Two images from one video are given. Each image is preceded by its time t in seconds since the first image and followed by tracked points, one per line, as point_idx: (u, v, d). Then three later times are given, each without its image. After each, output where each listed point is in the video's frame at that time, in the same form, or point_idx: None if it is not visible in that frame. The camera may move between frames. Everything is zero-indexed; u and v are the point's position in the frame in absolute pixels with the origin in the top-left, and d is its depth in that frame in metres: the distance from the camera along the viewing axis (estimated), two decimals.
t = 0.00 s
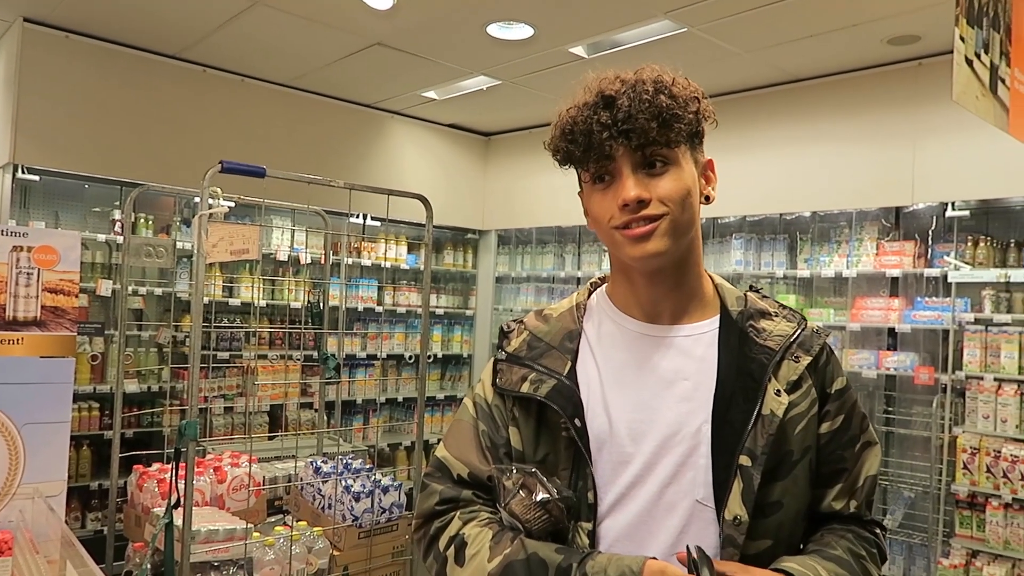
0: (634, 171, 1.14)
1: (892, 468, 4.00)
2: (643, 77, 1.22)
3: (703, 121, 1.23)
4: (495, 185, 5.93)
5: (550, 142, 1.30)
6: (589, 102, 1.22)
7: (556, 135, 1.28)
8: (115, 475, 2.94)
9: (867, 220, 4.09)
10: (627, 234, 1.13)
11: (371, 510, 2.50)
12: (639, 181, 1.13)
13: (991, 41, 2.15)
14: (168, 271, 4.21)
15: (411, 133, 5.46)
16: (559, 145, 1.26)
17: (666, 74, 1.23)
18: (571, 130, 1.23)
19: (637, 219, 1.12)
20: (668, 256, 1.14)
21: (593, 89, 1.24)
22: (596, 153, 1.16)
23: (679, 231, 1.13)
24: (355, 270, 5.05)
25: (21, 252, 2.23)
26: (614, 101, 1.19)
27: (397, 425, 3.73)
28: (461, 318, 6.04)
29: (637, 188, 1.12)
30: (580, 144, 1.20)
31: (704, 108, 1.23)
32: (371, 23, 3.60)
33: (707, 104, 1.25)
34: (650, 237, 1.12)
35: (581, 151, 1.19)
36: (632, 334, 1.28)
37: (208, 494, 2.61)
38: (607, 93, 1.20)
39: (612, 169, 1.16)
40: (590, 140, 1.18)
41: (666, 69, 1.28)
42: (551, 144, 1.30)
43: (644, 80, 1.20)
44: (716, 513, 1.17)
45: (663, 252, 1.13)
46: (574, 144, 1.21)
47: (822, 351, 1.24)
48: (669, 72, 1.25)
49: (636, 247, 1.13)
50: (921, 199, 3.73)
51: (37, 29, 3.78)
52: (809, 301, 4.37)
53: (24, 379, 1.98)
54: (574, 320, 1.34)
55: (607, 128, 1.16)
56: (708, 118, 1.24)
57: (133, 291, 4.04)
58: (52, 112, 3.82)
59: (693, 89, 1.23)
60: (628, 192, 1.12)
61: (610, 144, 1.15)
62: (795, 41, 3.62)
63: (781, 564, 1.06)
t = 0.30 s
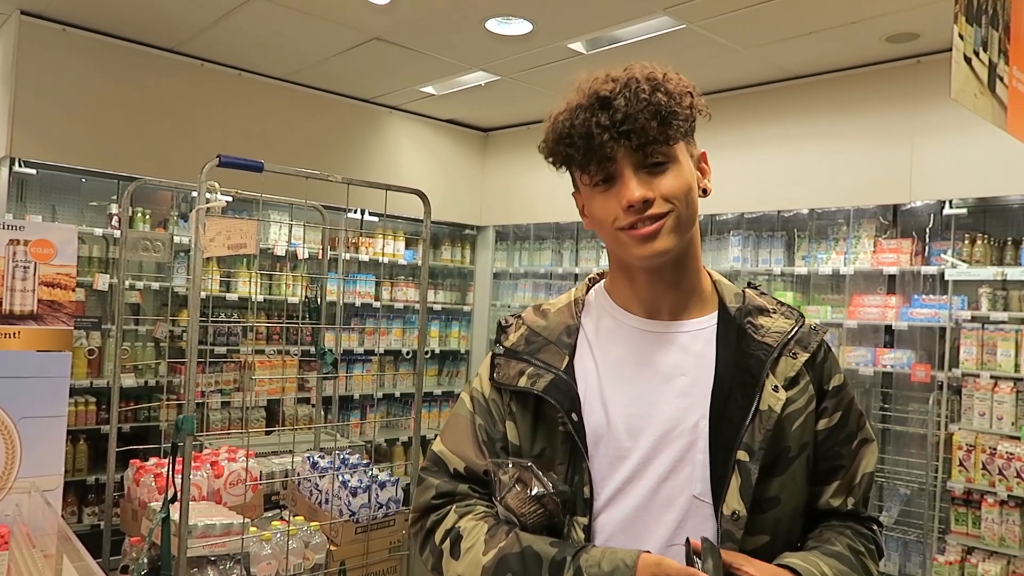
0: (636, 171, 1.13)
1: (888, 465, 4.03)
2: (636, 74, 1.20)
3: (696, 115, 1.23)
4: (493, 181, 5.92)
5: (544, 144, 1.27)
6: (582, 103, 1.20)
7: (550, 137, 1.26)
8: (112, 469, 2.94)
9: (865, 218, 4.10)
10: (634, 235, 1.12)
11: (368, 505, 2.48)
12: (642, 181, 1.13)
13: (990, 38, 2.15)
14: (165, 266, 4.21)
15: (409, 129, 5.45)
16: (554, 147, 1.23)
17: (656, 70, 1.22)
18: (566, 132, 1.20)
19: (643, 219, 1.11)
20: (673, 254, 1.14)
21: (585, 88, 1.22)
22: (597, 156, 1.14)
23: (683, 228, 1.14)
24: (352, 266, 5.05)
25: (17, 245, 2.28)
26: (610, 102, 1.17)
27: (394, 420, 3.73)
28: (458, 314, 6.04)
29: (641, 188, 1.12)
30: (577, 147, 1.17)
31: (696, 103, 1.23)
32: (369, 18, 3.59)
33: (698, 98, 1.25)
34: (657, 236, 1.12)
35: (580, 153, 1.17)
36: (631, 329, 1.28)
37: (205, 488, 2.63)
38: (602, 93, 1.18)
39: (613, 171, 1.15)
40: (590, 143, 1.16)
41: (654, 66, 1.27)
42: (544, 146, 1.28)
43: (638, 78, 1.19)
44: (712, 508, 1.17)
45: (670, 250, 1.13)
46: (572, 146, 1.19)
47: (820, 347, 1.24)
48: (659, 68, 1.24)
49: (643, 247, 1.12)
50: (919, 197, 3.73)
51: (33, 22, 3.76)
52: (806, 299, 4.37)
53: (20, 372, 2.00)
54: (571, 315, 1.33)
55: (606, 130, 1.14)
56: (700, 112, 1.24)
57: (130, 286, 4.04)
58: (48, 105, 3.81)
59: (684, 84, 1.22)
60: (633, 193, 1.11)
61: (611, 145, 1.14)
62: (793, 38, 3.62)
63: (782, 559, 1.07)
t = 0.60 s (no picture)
0: (625, 173, 1.12)
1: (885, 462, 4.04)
2: (618, 74, 1.18)
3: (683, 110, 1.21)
4: (490, 178, 5.92)
5: (531, 149, 1.25)
6: (566, 108, 1.18)
7: (536, 141, 1.24)
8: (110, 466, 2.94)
9: (862, 215, 4.10)
10: (627, 237, 1.12)
11: (364, 502, 2.48)
12: (632, 184, 1.11)
13: (988, 36, 2.15)
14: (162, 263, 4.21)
15: (407, 126, 5.45)
16: (541, 152, 1.22)
17: (639, 67, 1.20)
18: (552, 139, 1.18)
19: (635, 221, 1.10)
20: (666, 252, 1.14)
21: (568, 92, 1.20)
22: (585, 162, 1.12)
23: (675, 226, 1.13)
24: (350, 263, 5.05)
25: (14, 241, 2.32)
26: (594, 105, 1.15)
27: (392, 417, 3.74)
28: (456, 312, 6.04)
29: (631, 192, 1.11)
30: (564, 152, 1.16)
31: (681, 98, 1.20)
32: (367, 14, 3.59)
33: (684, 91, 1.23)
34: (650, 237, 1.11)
35: (568, 159, 1.15)
36: (628, 325, 1.28)
37: (202, 485, 2.63)
38: (585, 98, 1.16)
39: (602, 174, 1.14)
40: (577, 148, 1.14)
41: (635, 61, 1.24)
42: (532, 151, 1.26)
43: (621, 78, 1.16)
44: (707, 504, 1.17)
45: (663, 250, 1.13)
46: (559, 153, 1.17)
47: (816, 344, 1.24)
48: (642, 64, 1.22)
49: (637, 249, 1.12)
50: (917, 194, 3.73)
51: (30, 18, 3.75)
52: (803, 296, 4.38)
53: (16, 369, 2.00)
54: (568, 311, 1.33)
55: (592, 135, 1.12)
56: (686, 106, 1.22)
57: (127, 282, 4.04)
58: (45, 102, 3.80)
59: (669, 79, 1.20)
60: (623, 196, 1.10)
61: (598, 150, 1.12)
62: (792, 35, 3.62)
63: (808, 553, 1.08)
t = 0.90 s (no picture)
0: (621, 171, 1.12)
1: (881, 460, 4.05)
2: (624, 71, 1.18)
3: (685, 113, 1.20)
4: (487, 177, 5.92)
5: (532, 139, 1.26)
6: (570, 101, 1.18)
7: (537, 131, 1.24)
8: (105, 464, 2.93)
9: (859, 215, 4.11)
10: (618, 235, 1.11)
11: (361, 500, 2.48)
12: (628, 182, 1.11)
13: (984, 35, 2.16)
14: (158, 261, 4.20)
15: (403, 124, 5.44)
16: (541, 144, 1.22)
17: (646, 66, 1.20)
18: (553, 130, 1.19)
19: (627, 218, 1.10)
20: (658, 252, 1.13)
21: (574, 85, 1.20)
22: (582, 155, 1.12)
23: (669, 228, 1.12)
24: (346, 261, 5.04)
25: (11, 239, 2.38)
26: (596, 100, 1.15)
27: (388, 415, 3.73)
28: (453, 310, 6.04)
29: (626, 189, 1.10)
30: (563, 145, 1.16)
31: (684, 102, 1.20)
32: (364, 12, 3.58)
33: (688, 94, 1.23)
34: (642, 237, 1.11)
35: (567, 152, 1.15)
36: (622, 325, 1.28)
37: (199, 483, 2.62)
38: (589, 92, 1.16)
39: (599, 170, 1.14)
40: (575, 141, 1.14)
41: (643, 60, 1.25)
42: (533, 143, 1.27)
43: (626, 76, 1.17)
44: (702, 503, 1.18)
45: (654, 250, 1.11)
46: (558, 145, 1.17)
47: (809, 342, 1.25)
48: (649, 63, 1.22)
49: (629, 246, 1.11)
50: (912, 193, 3.74)
51: (25, 15, 3.74)
52: (800, 295, 4.38)
53: (12, 367, 2.00)
54: (562, 310, 1.33)
55: (591, 129, 1.12)
56: (689, 109, 1.21)
57: (123, 280, 4.03)
58: (40, 98, 3.78)
59: (675, 81, 1.21)
60: (617, 194, 1.10)
61: (597, 146, 1.12)
62: (788, 34, 3.62)
63: (821, 557, 1.06)
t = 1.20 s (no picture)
0: (631, 205, 1.07)
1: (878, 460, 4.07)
2: (609, 95, 1.10)
3: (672, 118, 1.16)
4: (486, 175, 5.92)
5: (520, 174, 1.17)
6: (559, 137, 1.09)
7: (527, 168, 1.15)
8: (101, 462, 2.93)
9: (856, 215, 4.11)
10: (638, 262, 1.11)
11: (357, 499, 2.48)
12: (640, 216, 1.07)
13: (981, 36, 2.16)
14: (156, 259, 4.20)
15: (402, 122, 5.44)
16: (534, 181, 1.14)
17: (626, 83, 1.13)
18: (547, 172, 1.10)
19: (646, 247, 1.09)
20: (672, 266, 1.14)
21: (558, 117, 1.11)
22: (590, 200, 1.06)
23: (679, 240, 1.13)
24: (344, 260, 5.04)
25: (8, 236, 2.32)
26: (592, 136, 1.07)
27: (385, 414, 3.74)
28: (450, 309, 6.04)
29: (641, 221, 1.07)
30: (564, 188, 1.08)
31: (668, 107, 1.15)
32: (362, 11, 3.58)
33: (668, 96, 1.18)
34: (658, 256, 1.11)
35: (570, 196, 1.08)
36: (623, 325, 1.27)
37: (195, 482, 2.62)
38: (580, 128, 1.07)
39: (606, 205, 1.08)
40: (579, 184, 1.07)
41: (616, 71, 1.17)
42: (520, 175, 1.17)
43: (613, 101, 1.09)
44: (702, 500, 1.17)
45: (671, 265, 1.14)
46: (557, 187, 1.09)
47: (807, 344, 1.25)
48: (625, 78, 1.14)
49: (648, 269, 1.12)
50: (909, 193, 3.74)
51: (23, 12, 3.73)
52: (797, 295, 4.39)
53: (9, 365, 2.01)
54: (563, 308, 1.32)
55: (597, 172, 1.05)
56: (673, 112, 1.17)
57: (120, 278, 4.02)
58: (38, 96, 3.78)
59: (655, 92, 1.15)
60: (633, 230, 1.07)
61: (604, 187, 1.06)
62: (788, 34, 3.62)
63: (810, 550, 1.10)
